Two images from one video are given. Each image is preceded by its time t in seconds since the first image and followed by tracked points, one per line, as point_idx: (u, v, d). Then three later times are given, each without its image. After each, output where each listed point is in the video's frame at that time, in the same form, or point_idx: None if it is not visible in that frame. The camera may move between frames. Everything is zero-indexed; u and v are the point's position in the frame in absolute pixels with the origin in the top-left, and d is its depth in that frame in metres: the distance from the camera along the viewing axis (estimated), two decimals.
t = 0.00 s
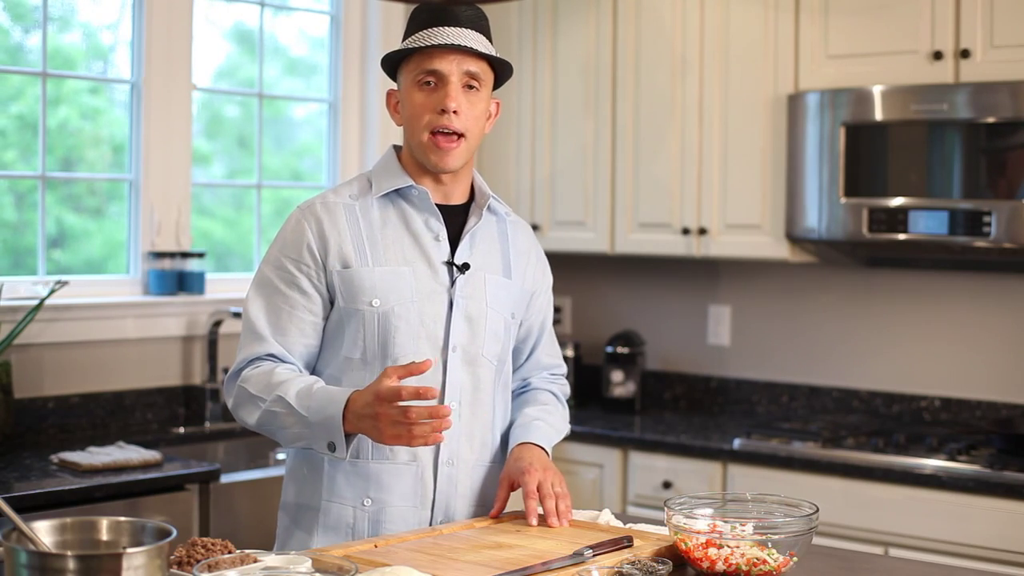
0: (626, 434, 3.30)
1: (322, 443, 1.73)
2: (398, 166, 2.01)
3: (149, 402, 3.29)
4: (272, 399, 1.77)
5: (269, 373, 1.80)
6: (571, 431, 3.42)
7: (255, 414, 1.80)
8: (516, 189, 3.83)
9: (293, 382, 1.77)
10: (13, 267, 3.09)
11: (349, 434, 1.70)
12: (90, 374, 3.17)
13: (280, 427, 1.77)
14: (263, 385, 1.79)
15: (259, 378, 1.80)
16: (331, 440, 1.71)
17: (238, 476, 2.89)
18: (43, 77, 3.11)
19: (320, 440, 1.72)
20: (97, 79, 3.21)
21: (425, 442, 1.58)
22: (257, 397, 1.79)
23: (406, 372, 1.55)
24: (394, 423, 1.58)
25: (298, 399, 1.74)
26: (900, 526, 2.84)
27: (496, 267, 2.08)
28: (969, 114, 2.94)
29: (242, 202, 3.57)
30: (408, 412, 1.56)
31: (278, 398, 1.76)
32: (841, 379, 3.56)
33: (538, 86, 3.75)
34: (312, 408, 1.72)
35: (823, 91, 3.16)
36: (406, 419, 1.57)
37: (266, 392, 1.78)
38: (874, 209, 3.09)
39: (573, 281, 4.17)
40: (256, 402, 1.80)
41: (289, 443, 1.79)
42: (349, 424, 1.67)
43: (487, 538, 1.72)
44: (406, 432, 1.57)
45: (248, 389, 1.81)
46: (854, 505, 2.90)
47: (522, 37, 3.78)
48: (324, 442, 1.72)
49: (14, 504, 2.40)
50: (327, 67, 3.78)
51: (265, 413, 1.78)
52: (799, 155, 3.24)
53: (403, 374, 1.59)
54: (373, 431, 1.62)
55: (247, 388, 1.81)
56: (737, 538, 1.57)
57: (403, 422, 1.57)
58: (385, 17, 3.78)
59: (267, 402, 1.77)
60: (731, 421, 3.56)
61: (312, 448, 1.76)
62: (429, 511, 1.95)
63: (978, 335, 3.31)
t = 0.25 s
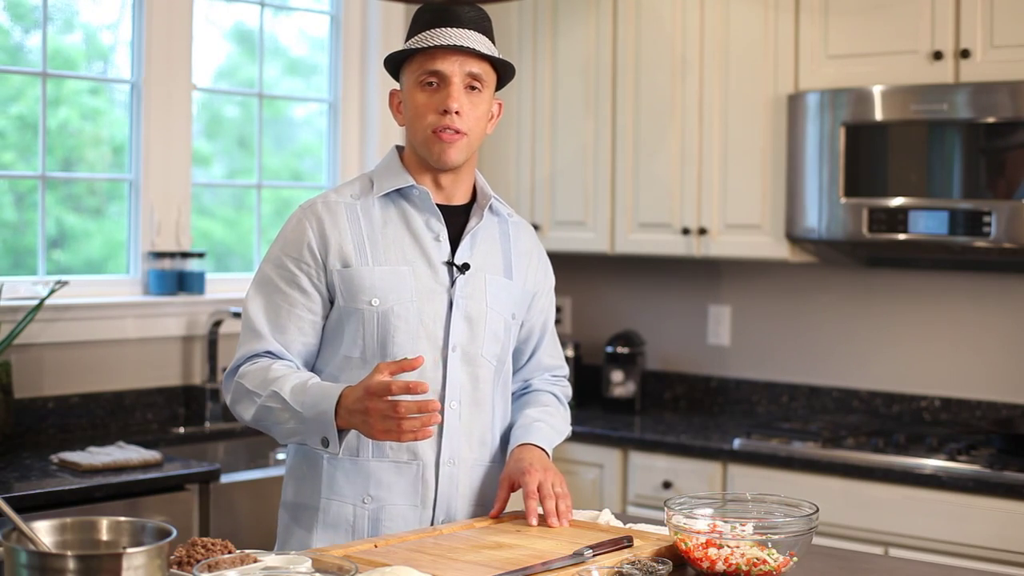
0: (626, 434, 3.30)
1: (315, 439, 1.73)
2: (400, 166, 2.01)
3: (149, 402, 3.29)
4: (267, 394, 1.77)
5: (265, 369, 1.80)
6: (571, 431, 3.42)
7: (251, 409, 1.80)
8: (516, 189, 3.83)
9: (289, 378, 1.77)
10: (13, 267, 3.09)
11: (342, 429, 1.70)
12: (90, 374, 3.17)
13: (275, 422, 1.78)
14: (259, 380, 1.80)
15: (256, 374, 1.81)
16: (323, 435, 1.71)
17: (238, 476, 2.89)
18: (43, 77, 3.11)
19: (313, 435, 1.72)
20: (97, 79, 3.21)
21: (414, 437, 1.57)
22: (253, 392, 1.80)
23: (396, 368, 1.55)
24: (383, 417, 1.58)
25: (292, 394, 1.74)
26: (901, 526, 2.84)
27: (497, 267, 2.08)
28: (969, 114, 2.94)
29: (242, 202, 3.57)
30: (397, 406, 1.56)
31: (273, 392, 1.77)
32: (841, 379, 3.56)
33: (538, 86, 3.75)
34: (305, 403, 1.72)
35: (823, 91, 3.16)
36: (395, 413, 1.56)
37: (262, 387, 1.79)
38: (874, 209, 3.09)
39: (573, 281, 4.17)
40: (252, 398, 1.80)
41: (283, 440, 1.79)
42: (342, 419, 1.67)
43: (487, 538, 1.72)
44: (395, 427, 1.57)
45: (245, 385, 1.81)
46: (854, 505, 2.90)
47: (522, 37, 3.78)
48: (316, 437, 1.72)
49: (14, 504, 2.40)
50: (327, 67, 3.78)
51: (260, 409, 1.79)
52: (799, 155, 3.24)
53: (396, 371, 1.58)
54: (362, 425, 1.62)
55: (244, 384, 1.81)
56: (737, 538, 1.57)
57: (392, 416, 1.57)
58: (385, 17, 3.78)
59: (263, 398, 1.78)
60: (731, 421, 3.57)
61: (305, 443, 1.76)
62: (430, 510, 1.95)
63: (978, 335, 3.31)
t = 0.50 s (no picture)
0: (626, 434, 3.30)
1: (312, 435, 1.72)
2: (401, 166, 2.01)
3: (149, 402, 3.29)
4: (266, 391, 1.77)
5: (265, 366, 1.81)
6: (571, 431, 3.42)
7: (249, 406, 1.80)
8: (516, 189, 3.83)
9: (288, 375, 1.77)
10: (13, 266, 3.09)
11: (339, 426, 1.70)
12: (89, 374, 3.17)
13: (273, 419, 1.77)
14: (258, 377, 1.80)
15: (256, 371, 1.81)
16: (320, 432, 1.71)
17: (238, 476, 2.88)
18: (43, 77, 3.11)
19: (310, 431, 1.72)
20: (97, 79, 3.21)
21: (411, 433, 1.56)
22: (252, 389, 1.80)
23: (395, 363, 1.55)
24: (382, 411, 1.58)
25: (291, 390, 1.74)
26: (901, 526, 2.84)
27: (497, 267, 2.08)
28: (969, 114, 2.94)
29: (242, 202, 3.57)
30: (395, 400, 1.56)
31: (272, 389, 1.77)
32: (841, 379, 3.56)
33: (538, 86, 3.75)
34: (304, 400, 1.72)
35: (823, 91, 3.16)
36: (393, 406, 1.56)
37: (261, 384, 1.79)
38: (874, 209, 3.09)
39: (573, 281, 4.17)
40: (251, 395, 1.80)
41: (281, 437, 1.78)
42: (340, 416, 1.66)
43: (487, 538, 1.72)
44: (393, 420, 1.57)
45: (244, 382, 1.81)
46: (855, 505, 2.90)
47: (522, 37, 3.78)
48: (313, 434, 1.72)
49: (14, 504, 2.40)
50: (327, 67, 3.78)
51: (259, 406, 1.79)
52: (799, 155, 3.24)
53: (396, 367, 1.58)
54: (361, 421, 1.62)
55: (244, 381, 1.81)
56: (737, 538, 1.57)
57: (389, 410, 1.57)
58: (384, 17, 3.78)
59: (262, 394, 1.78)
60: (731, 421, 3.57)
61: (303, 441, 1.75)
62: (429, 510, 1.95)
63: (978, 335, 3.31)
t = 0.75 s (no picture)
0: (626, 434, 3.30)
1: (307, 443, 1.72)
2: (400, 167, 2.01)
3: (149, 402, 3.29)
4: (265, 395, 1.77)
5: (265, 370, 1.80)
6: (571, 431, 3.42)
7: (246, 408, 1.80)
8: (516, 189, 3.83)
9: (288, 381, 1.77)
10: (13, 266, 3.09)
11: (336, 438, 1.69)
12: (90, 374, 3.17)
13: (269, 423, 1.77)
14: (257, 380, 1.79)
15: (255, 373, 1.80)
16: (316, 442, 1.71)
17: (238, 476, 2.88)
18: (43, 77, 3.11)
19: (306, 439, 1.72)
20: (97, 79, 3.21)
21: (405, 455, 1.56)
22: (251, 392, 1.79)
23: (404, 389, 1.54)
24: (381, 427, 1.58)
25: (291, 397, 1.74)
26: (901, 526, 2.84)
27: (495, 267, 2.07)
28: (969, 114, 2.94)
29: (242, 202, 3.57)
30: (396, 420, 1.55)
31: (271, 393, 1.76)
32: (841, 379, 3.56)
33: (538, 86, 3.75)
34: (304, 407, 1.72)
35: (823, 91, 3.16)
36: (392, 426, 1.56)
37: (260, 387, 1.78)
38: (874, 209, 3.09)
39: (573, 281, 4.17)
40: (249, 397, 1.79)
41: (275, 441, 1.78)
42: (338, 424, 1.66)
43: (487, 538, 1.72)
44: (390, 439, 1.56)
45: (242, 383, 1.81)
46: (855, 505, 2.90)
47: (522, 37, 3.78)
48: (310, 443, 1.72)
49: (15, 503, 2.40)
50: (327, 67, 3.78)
51: (256, 408, 1.78)
52: (799, 155, 3.24)
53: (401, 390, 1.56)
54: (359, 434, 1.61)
55: (241, 381, 1.81)
56: (737, 538, 1.57)
57: (388, 429, 1.56)
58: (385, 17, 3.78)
59: (260, 397, 1.77)
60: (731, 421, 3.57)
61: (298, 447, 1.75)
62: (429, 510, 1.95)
63: (978, 335, 3.31)
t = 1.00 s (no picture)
0: (626, 434, 3.30)
1: (289, 415, 1.73)
2: (395, 167, 2.00)
3: (149, 402, 3.29)
4: (248, 371, 1.78)
5: (248, 349, 1.81)
6: (572, 431, 3.42)
7: (228, 389, 1.80)
8: (516, 189, 3.83)
9: (270, 357, 1.78)
10: (12, 266, 3.09)
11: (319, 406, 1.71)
12: (90, 374, 3.17)
13: (251, 400, 1.78)
14: (240, 360, 1.80)
15: (238, 354, 1.81)
16: (299, 412, 1.72)
17: (238, 476, 2.88)
18: (43, 77, 3.10)
19: (288, 410, 1.73)
20: (97, 79, 3.21)
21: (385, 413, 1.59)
22: (233, 372, 1.80)
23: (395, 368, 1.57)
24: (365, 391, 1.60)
25: (274, 370, 1.75)
26: (900, 526, 2.84)
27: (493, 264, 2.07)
28: (969, 114, 2.94)
29: (242, 202, 3.56)
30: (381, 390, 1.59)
31: (254, 368, 1.77)
32: (841, 379, 3.56)
33: (539, 86, 3.75)
34: (287, 377, 1.73)
35: (823, 91, 3.16)
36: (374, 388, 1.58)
37: (242, 366, 1.79)
38: (874, 209, 3.09)
39: (573, 281, 4.17)
40: (231, 377, 1.80)
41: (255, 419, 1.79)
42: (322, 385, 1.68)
43: (488, 538, 1.72)
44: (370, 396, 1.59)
45: (225, 365, 1.81)
46: (855, 505, 2.90)
47: (522, 37, 3.78)
48: (291, 413, 1.73)
49: (15, 503, 2.40)
50: (327, 67, 3.78)
51: (238, 387, 1.79)
52: (799, 155, 3.24)
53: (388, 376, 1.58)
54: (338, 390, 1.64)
55: (225, 365, 1.81)
56: (737, 538, 1.57)
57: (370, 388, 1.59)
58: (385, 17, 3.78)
59: (242, 374, 1.78)
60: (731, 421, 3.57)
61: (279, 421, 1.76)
62: (429, 508, 1.95)
63: (978, 335, 3.31)
